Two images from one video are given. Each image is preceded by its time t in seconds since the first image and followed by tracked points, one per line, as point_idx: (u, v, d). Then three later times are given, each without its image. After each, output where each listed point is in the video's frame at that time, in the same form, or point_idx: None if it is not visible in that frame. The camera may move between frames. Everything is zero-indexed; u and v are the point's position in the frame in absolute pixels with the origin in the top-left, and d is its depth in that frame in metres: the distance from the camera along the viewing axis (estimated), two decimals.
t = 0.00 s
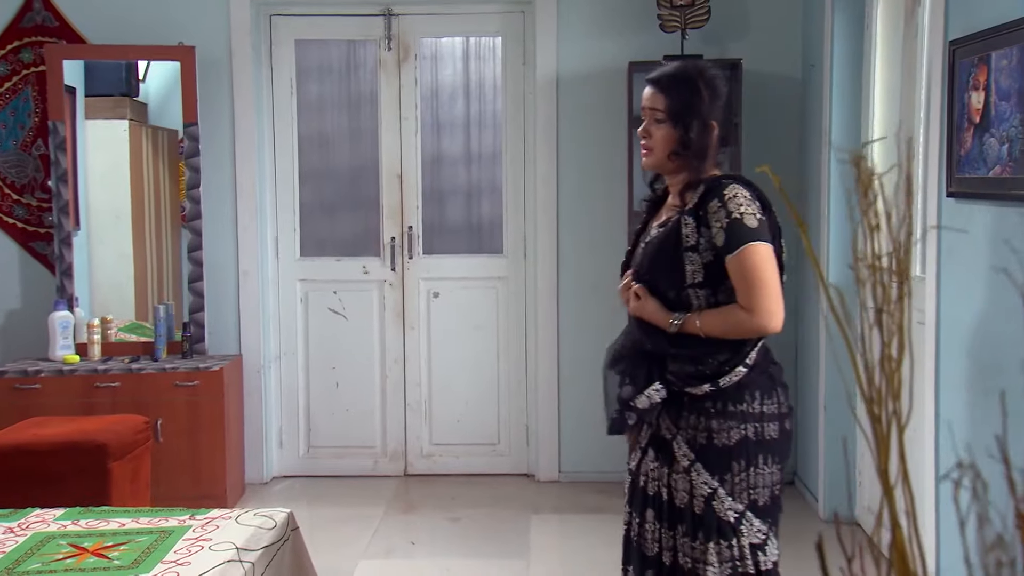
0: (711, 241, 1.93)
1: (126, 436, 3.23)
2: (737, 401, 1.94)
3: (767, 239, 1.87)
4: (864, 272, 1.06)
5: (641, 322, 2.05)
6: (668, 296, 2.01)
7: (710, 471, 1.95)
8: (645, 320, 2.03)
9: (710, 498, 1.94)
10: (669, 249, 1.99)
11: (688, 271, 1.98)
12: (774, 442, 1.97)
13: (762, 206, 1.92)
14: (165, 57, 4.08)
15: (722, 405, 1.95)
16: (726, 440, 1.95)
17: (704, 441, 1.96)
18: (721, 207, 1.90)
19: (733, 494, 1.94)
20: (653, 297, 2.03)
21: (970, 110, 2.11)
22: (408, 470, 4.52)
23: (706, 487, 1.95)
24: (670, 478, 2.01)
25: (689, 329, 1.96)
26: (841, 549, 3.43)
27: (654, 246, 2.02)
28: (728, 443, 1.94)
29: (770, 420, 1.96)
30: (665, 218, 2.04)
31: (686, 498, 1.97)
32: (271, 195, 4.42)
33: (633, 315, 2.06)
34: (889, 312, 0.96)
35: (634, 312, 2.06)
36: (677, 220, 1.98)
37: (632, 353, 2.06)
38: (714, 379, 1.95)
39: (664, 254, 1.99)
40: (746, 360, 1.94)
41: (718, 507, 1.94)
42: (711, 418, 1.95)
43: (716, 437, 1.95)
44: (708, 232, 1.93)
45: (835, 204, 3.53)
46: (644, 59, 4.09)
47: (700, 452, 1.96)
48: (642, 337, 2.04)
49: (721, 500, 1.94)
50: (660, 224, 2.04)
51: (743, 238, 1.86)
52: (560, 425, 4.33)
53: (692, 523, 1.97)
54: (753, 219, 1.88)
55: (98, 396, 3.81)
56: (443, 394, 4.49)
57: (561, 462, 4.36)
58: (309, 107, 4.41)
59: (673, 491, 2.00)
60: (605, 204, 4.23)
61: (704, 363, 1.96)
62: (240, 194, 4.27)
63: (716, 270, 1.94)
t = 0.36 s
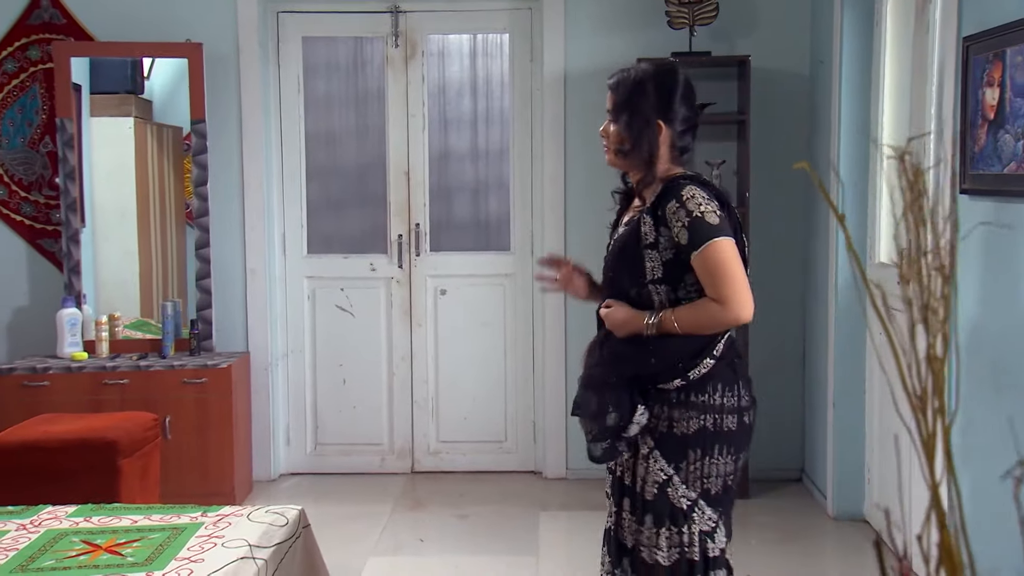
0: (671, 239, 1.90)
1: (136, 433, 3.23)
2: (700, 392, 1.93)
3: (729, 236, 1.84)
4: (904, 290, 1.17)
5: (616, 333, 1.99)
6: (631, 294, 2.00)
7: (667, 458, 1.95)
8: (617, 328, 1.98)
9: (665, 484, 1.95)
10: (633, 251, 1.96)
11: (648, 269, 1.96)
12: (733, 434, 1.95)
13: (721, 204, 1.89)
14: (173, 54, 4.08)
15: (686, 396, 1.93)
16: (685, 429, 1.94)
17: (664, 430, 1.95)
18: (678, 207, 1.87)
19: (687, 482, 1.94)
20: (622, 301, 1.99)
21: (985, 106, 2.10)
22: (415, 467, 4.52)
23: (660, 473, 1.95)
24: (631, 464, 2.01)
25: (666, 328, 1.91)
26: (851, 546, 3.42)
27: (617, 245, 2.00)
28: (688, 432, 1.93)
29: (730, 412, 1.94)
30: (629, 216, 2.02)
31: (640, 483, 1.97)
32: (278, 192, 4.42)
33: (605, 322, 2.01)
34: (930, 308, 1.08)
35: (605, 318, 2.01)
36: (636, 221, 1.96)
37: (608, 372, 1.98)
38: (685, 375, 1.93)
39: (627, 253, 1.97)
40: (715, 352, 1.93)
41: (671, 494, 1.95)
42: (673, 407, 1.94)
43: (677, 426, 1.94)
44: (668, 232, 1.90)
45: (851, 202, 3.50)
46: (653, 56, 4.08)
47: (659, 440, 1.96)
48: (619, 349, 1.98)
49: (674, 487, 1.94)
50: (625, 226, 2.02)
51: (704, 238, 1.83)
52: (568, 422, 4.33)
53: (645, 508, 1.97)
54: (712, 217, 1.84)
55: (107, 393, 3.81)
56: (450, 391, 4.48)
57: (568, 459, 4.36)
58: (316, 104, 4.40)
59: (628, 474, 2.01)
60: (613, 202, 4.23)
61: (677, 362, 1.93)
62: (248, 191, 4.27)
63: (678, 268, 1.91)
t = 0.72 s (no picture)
0: (654, 233, 1.82)
1: (148, 430, 3.24)
2: (677, 385, 1.84)
3: (710, 228, 1.77)
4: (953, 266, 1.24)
5: (601, 326, 1.91)
6: (615, 287, 1.91)
7: (638, 449, 1.85)
8: (602, 321, 1.91)
9: (633, 476, 1.84)
10: (615, 246, 1.88)
11: (631, 263, 1.87)
12: (709, 431, 1.84)
13: (702, 198, 1.82)
14: (183, 51, 4.08)
15: (664, 387, 1.85)
16: (659, 422, 1.85)
17: (639, 422, 1.86)
18: (661, 199, 1.80)
19: (657, 474, 1.84)
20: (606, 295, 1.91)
21: (1004, 103, 2.09)
22: (425, 464, 4.52)
23: (630, 464, 1.85)
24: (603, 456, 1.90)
25: (649, 322, 1.84)
26: (863, 544, 3.41)
27: (601, 239, 1.92)
28: (662, 425, 1.84)
29: (708, 407, 1.84)
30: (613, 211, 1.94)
31: (607, 472, 1.87)
32: (288, 190, 4.42)
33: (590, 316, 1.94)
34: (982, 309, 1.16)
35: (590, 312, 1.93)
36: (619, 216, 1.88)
37: (590, 360, 1.90)
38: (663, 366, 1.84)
39: (610, 247, 1.89)
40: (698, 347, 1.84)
41: (639, 485, 1.84)
42: (650, 399, 1.86)
43: (653, 418, 1.85)
44: (651, 225, 1.82)
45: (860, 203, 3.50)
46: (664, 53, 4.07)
47: (633, 430, 1.87)
48: (603, 343, 1.90)
49: (644, 478, 1.84)
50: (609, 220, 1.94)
51: (684, 232, 1.76)
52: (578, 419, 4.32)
53: (609, 495, 1.87)
54: (695, 210, 1.77)
55: (118, 390, 3.82)
56: (460, 388, 4.48)
57: (578, 456, 4.35)
58: (326, 102, 4.41)
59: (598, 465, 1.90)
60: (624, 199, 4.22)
61: (658, 354, 1.84)
62: (258, 188, 4.27)
63: (660, 262, 1.83)
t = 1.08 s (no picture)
0: (622, 230, 1.81)
1: (167, 428, 3.25)
2: (632, 385, 1.85)
3: (677, 229, 1.75)
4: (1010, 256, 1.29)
5: (560, 323, 1.90)
6: (578, 284, 1.89)
7: (598, 452, 1.86)
8: (561, 318, 1.89)
9: (595, 479, 1.85)
10: (582, 241, 1.86)
11: (596, 261, 1.86)
12: (667, 429, 1.85)
13: (673, 197, 1.81)
14: (200, 49, 4.08)
15: (619, 388, 1.86)
16: (616, 423, 1.86)
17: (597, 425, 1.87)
18: (632, 197, 1.79)
19: (618, 476, 1.84)
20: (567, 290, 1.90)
21: None
22: (440, 461, 4.52)
23: (592, 468, 1.86)
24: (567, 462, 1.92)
25: (609, 321, 1.82)
26: (882, 542, 3.40)
27: (566, 235, 1.90)
28: (618, 426, 1.85)
29: (665, 406, 1.85)
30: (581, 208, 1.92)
31: (571, 477, 1.89)
32: (304, 187, 4.42)
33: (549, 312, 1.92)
34: None
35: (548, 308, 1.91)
36: (588, 212, 1.86)
37: (548, 362, 1.91)
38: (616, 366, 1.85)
39: (576, 244, 1.87)
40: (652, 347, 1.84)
41: (602, 488, 1.85)
42: (606, 401, 1.87)
43: (609, 420, 1.86)
44: (619, 223, 1.81)
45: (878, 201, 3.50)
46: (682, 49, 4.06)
47: (592, 434, 1.88)
48: (563, 341, 1.89)
49: (606, 481, 1.84)
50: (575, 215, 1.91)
51: (653, 231, 1.75)
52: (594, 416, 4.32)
53: (575, 500, 1.88)
54: (665, 209, 1.76)
55: (136, 387, 3.83)
56: (475, 385, 4.48)
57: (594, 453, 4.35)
58: (342, 99, 4.41)
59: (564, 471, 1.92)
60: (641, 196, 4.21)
61: (615, 353, 1.84)
62: (275, 185, 4.28)
63: (626, 260, 1.83)
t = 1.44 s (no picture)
0: (611, 231, 1.77)
1: (189, 425, 3.26)
2: (622, 384, 1.82)
3: (668, 230, 1.73)
4: None
5: (542, 323, 1.83)
6: (563, 286, 1.84)
7: (592, 453, 1.82)
8: (545, 321, 1.83)
9: (592, 481, 1.81)
10: (568, 241, 1.82)
11: (583, 262, 1.81)
12: (657, 425, 1.84)
13: (662, 198, 1.78)
14: (221, 48, 4.10)
15: (610, 388, 1.82)
16: (609, 422, 1.82)
17: (589, 426, 1.83)
18: (623, 197, 1.75)
19: (613, 476, 1.81)
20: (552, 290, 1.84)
21: None
22: (460, 460, 4.52)
23: (587, 470, 1.81)
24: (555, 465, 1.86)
25: (598, 322, 1.78)
26: (905, 543, 3.37)
27: (549, 235, 1.85)
28: (611, 426, 1.81)
29: (655, 402, 1.84)
30: (563, 208, 1.88)
31: (565, 482, 1.84)
32: (324, 187, 4.43)
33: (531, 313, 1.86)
34: None
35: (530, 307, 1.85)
36: (574, 212, 1.81)
37: (533, 364, 1.85)
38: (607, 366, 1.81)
39: (563, 243, 1.82)
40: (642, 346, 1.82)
41: (598, 490, 1.81)
42: (596, 402, 1.82)
43: (602, 420, 1.82)
44: (609, 223, 1.77)
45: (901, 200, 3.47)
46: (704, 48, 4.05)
47: (583, 435, 1.83)
48: (547, 341, 1.83)
49: (601, 483, 1.81)
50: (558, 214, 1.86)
51: (645, 232, 1.71)
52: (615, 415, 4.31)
53: (573, 506, 1.83)
54: (656, 210, 1.73)
55: (159, 385, 3.85)
56: (496, 385, 4.48)
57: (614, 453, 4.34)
58: (363, 99, 4.41)
59: (553, 474, 1.86)
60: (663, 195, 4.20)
61: (604, 355, 1.80)
62: (296, 185, 4.29)
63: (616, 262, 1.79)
